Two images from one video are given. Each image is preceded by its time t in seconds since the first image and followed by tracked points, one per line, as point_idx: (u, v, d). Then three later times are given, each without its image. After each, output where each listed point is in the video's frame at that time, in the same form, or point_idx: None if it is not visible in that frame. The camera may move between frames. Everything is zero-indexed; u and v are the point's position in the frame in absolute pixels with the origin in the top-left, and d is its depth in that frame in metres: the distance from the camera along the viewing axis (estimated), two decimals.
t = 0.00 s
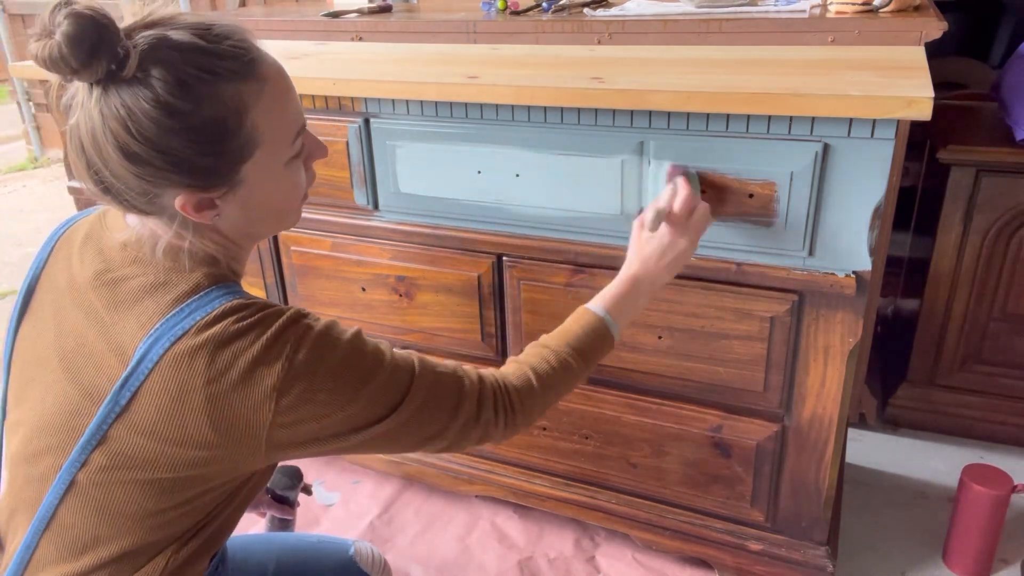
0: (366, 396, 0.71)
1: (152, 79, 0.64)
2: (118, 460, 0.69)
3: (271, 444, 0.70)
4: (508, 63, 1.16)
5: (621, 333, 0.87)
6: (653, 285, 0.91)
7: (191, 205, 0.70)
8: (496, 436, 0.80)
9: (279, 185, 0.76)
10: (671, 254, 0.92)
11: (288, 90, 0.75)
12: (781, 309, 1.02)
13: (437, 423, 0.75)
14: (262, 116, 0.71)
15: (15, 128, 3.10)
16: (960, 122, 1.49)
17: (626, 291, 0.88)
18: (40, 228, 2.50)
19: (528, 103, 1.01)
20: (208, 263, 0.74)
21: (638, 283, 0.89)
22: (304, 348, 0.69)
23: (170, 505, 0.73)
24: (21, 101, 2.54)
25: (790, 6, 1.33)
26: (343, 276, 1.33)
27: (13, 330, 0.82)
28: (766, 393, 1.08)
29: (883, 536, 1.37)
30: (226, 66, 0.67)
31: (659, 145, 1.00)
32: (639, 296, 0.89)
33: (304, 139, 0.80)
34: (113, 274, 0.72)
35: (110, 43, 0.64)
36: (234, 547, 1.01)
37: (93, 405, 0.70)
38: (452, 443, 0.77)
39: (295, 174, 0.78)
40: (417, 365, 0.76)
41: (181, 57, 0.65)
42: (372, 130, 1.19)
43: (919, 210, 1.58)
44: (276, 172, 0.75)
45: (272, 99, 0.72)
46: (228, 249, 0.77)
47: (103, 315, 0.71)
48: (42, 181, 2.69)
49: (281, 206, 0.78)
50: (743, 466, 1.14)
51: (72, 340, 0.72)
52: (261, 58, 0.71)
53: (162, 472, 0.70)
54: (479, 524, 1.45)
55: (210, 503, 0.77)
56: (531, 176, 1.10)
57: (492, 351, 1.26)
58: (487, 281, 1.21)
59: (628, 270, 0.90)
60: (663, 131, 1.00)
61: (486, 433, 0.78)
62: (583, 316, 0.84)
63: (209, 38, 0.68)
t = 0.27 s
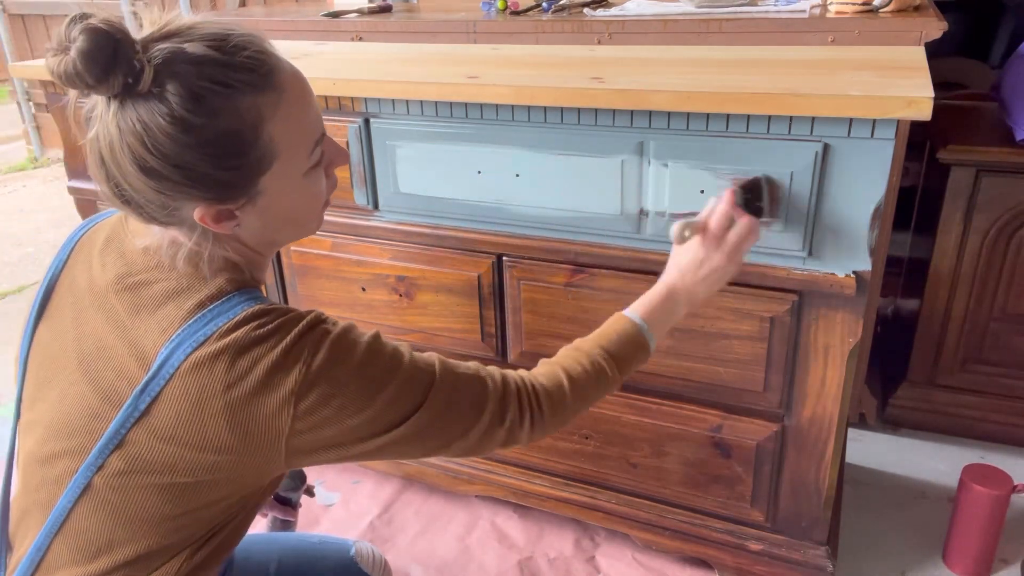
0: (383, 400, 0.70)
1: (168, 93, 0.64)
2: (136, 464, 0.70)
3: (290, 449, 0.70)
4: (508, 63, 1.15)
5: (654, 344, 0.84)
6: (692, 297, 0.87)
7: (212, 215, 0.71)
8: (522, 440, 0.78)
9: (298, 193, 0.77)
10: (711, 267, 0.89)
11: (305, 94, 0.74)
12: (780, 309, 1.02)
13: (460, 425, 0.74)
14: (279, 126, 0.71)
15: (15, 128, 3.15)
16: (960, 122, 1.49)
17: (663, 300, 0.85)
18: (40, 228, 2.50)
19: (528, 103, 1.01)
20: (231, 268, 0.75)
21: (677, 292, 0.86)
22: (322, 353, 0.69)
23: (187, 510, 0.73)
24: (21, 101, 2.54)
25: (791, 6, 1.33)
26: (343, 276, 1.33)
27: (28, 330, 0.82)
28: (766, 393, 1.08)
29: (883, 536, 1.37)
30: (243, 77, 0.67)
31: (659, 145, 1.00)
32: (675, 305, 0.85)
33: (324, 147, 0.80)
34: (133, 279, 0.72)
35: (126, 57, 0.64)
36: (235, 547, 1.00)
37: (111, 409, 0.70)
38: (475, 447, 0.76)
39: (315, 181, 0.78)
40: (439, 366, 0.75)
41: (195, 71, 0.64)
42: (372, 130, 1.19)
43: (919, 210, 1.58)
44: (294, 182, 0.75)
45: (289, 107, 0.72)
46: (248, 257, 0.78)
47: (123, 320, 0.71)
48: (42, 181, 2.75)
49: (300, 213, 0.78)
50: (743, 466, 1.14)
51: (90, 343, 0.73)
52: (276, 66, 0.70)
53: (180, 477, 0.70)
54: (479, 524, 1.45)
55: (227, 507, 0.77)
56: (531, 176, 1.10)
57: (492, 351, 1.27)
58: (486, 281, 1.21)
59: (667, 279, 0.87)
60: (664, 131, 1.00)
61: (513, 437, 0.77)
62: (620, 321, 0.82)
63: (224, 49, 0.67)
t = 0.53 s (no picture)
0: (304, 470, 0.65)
1: (300, 81, 0.64)
2: (92, 468, 0.65)
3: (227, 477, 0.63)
4: (508, 63, 1.15)
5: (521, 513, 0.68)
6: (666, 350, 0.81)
7: (227, 187, 0.67)
8: None
9: (301, 233, 0.73)
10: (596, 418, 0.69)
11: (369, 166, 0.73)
12: (780, 310, 1.02)
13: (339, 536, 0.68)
14: (342, 168, 0.70)
15: (15, 128, 3.16)
16: (961, 122, 1.49)
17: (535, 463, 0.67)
18: (40, 228, 2.50)
19: (528, 103, 1.01)
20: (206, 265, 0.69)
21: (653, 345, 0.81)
22: (270, 390, 0.63)
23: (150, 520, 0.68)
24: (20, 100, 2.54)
25: (791, 6, 1.33)
26: (343, 276, 1.33)
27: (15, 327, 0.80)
28: (766, 393, 1.08)
29: (883, 536, 1.37)
30: (354, 115, 0.68)
31: (659, 145, 1.00)
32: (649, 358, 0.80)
33: (349, 219, 0.77)
34: (108, 272, 0.68)
35: (298, 37, 0.70)
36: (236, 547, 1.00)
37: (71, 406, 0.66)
38: None
39: (321, 233, 0.74)
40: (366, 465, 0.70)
41: (338, 87, 0.66)
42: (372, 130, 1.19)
43: (919, 210, 1.58)
44: (310, 216, 0.71)
45: (361, 162, 0.71)
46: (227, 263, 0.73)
47: (92, 314, 0.67)
48: (42, 181, 2.76)
49: (291, 249, 0.74)
50: (743, 466, 1.14)
51: (60, 339, 0.69)
52: (379, 131, 0.72)
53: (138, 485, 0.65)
54: (479, 524, 1.45)
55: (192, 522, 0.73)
56: (531, 176, 1.10)
57: (492, 351, 1.26)
58: (486, 281, 1.21)
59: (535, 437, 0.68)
60: (663, 131, 0.99)
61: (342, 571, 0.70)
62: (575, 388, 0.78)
63: (356, 93, 0.69)
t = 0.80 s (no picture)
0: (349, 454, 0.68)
1: (314, 82, 0.65)
2: (105, 468, 0.64)
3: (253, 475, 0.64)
4: (508, 64, 1.15)
5: None
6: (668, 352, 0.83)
7: (244, 188, 0.67)
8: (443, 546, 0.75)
9: (315, 233, 0.73)
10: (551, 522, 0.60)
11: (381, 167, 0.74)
12: (780, 310, 1.02)
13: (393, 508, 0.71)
14: (356, 168, 0.71)
15: (15, 128, 3.17)
16: (961, 122, 1.49)
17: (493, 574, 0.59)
18: (40, 228, 2.50)
19: (528, 102, 1.01)
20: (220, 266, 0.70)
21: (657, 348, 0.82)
22: (301, 389, 0.65)
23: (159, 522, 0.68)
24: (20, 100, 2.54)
25: (790, 6, 1.33)
26: (343, 276, 1.33)
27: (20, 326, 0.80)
28: (766, 393, 1.08)
29: (883, 536, 1.37)
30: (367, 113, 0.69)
31: (659, 145, 1.00)
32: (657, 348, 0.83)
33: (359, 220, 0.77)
34: (119, 273, 0.68)
35: (308, 42, 0.70)
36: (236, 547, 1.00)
37: (83, 407, 0.65)
38: (402, 551, 0.71)
39: (334, 233, 0.74)
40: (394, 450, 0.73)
41: (350, 85, 0.67)
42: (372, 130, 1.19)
43: (919, 210, 1.58)
44: (326, 217, 0.72)
45: (374, 161, 0.72)
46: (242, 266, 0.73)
47: (104, 314, 0.67)
48: (42, 181, 2.76)
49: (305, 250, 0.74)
50: (743, 466, 1.14)
51: (68, 339, 0.68)
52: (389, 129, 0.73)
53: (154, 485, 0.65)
54: (479, 525, 1.45)
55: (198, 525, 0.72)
56: (531, 176, 1.10)
57: (492, 351, 1.26)
58: (486, 281, 1.21)
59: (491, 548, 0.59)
60: (663, 131, 1.00)
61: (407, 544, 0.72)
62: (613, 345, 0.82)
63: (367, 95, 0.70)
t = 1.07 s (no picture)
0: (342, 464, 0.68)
1: (210, 69, 0.64)
2: (105, 473, 0.65)
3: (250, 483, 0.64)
4: (508, 63, 1.15)
5: None
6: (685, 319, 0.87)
7: (222, 201, 0.69)
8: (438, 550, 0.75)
9: (309, 203, 0.75)
10: None
11: (333, 108, 0.74)
12: (780, 310, 1.02)
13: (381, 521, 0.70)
14: (307, 125, 0.71)
15: (15, 127, 3.17)
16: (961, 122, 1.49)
17: None
18: (40, 228, 2.50)
19: (528, 102, 1.01)
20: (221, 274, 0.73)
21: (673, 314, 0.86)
22: (297, 401, 0.65)
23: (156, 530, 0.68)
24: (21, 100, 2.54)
25: (790, 6, 1.34)
26: (343, 276, 1.33)
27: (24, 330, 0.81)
28: (767, 393, 1.08)
29: (883, 536, 1.37)
30: (282, 70, 0.67)
31: (659, 144, 1.00)
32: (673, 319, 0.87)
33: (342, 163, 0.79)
34: (121, 279, 0.70)
35: (177, 33, 0.65)
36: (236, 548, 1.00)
37: (85, 412, 0.66)
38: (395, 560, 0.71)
39: (327, 195, 0.77)
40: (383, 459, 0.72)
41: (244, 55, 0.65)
42: (372, 130, 1.19)
43: (919, 210, 1.58)
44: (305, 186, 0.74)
45: (319, 111, 0.71)
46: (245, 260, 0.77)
47: (106, 319, 0.68)
48: (42, 181, 2.76)
49: (306, 221, 0.77)
50: (743, 466, 1.14)
51: (71, 343, 0.70)
52: (315, 71, 0.71)
53: (150, 492, 0.65)
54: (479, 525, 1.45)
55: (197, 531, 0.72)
56: (531, 176, 1.10)
57: (492, 351, 1.27)
58: (487, 281, 1.21)
59: None
60: (663, 131, 0.99)
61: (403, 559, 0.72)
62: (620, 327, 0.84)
63: (269, 45, 0.68)
